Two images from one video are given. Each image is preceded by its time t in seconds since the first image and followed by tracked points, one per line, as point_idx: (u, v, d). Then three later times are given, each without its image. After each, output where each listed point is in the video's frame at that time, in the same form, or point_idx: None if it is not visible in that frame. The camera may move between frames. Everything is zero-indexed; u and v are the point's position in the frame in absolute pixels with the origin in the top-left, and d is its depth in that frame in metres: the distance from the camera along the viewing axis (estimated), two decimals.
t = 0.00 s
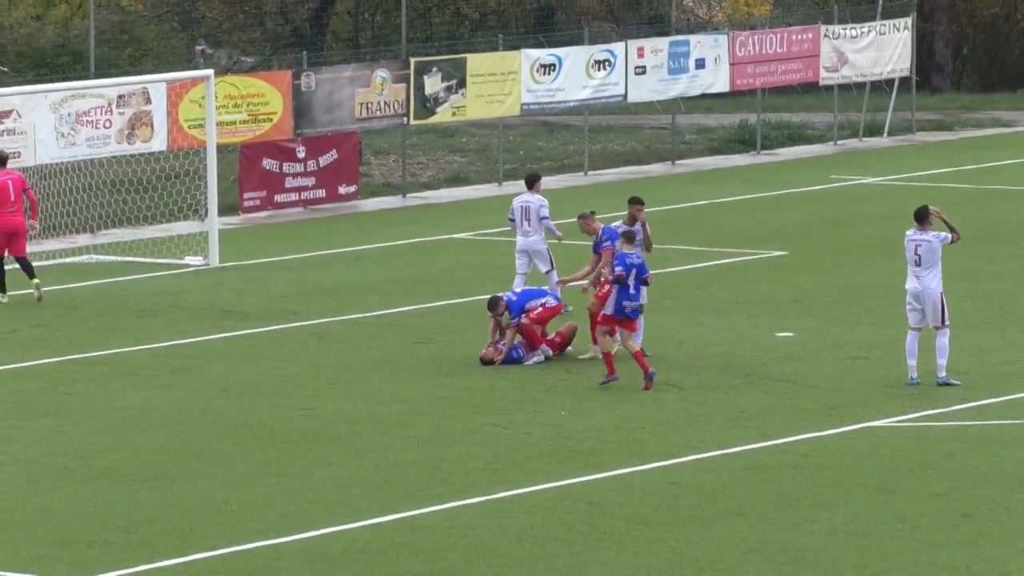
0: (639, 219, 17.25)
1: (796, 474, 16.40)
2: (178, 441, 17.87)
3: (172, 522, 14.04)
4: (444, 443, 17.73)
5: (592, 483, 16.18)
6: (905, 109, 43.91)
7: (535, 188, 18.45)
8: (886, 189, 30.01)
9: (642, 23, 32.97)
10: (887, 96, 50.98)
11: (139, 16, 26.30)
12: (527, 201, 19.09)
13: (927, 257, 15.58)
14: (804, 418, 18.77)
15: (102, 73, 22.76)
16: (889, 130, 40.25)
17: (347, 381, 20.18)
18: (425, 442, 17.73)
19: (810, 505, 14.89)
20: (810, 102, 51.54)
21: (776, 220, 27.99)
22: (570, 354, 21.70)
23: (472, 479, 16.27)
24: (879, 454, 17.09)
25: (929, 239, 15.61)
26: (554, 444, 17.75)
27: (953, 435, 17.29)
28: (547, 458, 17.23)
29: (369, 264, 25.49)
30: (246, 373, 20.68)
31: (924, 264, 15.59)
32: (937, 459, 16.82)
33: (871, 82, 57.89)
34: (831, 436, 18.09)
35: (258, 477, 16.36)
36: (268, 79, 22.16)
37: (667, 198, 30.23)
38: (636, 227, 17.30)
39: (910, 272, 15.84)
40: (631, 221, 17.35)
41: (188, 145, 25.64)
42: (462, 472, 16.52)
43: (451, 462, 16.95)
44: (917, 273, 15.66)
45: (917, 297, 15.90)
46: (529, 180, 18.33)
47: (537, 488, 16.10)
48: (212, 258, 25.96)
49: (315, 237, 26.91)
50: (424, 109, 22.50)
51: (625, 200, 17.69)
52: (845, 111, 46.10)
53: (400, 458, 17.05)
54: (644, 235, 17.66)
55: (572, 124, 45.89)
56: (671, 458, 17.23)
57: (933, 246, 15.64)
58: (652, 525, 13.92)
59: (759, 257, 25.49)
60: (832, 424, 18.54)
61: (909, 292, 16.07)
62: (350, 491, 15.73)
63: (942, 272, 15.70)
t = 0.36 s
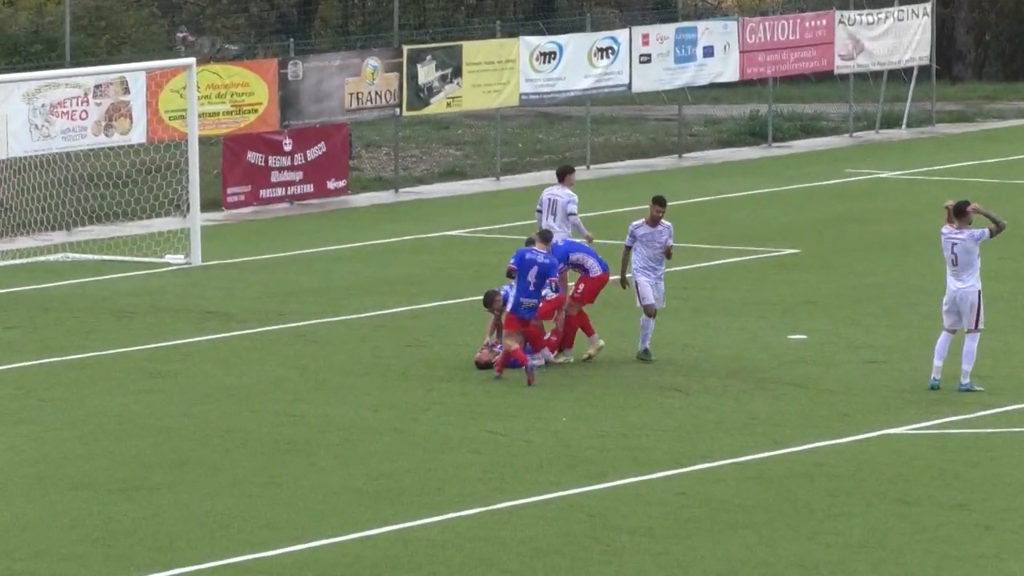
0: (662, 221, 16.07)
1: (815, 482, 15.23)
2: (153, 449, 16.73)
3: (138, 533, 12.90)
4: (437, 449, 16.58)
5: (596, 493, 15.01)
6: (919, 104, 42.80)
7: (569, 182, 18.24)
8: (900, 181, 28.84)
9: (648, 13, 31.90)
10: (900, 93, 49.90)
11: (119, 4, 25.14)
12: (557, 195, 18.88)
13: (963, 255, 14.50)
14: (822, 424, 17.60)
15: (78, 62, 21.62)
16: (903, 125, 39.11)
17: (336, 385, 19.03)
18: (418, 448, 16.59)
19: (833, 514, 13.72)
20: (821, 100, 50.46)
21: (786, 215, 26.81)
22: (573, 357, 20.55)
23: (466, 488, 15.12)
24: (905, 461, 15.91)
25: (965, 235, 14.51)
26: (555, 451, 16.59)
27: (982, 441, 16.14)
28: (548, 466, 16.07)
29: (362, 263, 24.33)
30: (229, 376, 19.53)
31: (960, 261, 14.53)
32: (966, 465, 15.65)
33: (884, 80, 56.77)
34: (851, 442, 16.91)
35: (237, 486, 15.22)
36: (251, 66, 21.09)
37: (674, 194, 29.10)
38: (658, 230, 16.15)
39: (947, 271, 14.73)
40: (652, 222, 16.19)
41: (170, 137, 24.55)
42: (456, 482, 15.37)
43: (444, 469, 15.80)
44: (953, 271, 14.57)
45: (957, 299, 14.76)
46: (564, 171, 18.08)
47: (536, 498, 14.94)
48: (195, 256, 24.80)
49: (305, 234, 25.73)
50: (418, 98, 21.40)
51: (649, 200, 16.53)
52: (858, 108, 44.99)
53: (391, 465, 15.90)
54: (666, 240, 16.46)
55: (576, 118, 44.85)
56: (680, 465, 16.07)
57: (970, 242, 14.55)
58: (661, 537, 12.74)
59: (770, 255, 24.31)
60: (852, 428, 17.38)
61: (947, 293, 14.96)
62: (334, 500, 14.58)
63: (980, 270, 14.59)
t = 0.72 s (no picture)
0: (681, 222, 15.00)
1: (836, 497, 14.15)
2: (127, 457, 15.66)
3: (106, 548, 11.84)
4: (431, 460, 15.53)
5: (598, 510, 13.97)
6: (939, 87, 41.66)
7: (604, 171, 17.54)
8: (914, 176, 27.75)
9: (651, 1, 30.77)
10: (915, 75, 48.75)
11: None
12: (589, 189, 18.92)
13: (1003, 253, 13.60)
14: (840, 433, 16.54)
15: (52, 51, 20.50)
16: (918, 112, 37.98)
17: (325, 390, 17.96)
18: (409, 460, 15.53)
19: (856, 530, 12.69)
20: (838, 77, 49.16)
21: (797, 208, 25.70)
22: (576, 358, 19.48)
23: (461, 505, 14.07)
24: (928, 474, 14.88)
25: (1003, 236, 13.63)
26: (556, 460, 15.54)
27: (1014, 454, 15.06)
28: (548, 478, 15.02)
29: (354, 259, 23.26)
30: (211, 380, 18.45)
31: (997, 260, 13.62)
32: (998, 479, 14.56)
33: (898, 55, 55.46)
34: (871, 453, 15.87)
35: (215, 501, 14.16)
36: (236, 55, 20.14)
37: (681, 186, 28.02)
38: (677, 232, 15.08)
39: (991, 273, 13.97)
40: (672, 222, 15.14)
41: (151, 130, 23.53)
42: (450, 498, 14.32)
43: (436, 484, 14.75)
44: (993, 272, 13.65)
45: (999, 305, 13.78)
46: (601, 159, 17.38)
47: (536, 514, 13.89)
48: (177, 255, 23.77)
49: (294, 230, 24.62)
50: (411, 88, 20.33)
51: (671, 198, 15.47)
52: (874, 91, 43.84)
53: (380, 480, 14.85)
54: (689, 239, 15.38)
55: (579, 105, 43.69)
56: (688, 478, 15.04)
57: (1004, 245, 13.66)
58: (674, 556, 11.68)
59: (782, 252, 23.24)
60: (869, 438, 16.34)
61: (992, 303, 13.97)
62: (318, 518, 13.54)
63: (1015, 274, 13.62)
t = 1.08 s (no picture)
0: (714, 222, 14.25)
1: (859, 521, 13.18)
2: (101, 467, 14.66)
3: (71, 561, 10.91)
4: (425, 471, 14.53)
5: (604, 527, 12.95)
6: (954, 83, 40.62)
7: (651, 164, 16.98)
8: (928, 176, 26.80)
9: None
10: (931, 69, 47.64)
11: None
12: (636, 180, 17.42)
13: None
14: (862, 444, 15.51)
15: (30, 42, 19.59)
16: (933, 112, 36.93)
17: (315, 397, 16.95)
18: (403, 470, 14.52)
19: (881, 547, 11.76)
20: (847, 70, 48.17)
21: (808, 207, 24.73)
22: (582, 363, 18.46)
23: (455, 519, 13.06)
24: (953, 491, 13.94)
25: None
26: (559, 472, 14.52)
27: None
28: (550, 490, 14.01)
29: (349, 261, 22.23)
30: (194, 385, 17.45)
31: None
32: None
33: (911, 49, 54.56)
34: (895, 465, 14.84)
35: (192, 515, 13.16)
36: (222, 46, 19.18)
37: (689, 185, 27.02)
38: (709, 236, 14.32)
39: None
40: (705, 223, 14.39)
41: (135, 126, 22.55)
42: (444, 513, 13.31)
43: (430, 498, 13.74)
44: None
45: None
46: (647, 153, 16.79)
47: (537, 529, 12.88)
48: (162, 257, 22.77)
49: (285, 232, 23.68)
50: (409, 81, 19.42)
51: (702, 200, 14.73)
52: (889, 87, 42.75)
53: (370, 493, 13.84)
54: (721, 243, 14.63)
55: (585, 101, 42.66)
56: (701, 491, 14.02)
57: None
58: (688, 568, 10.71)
59: (795, 253, 22.25)
60: (890, 448, 15.39)
61: None
62: (301, 535, 12.53)
63: None
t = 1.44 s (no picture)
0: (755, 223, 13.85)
1: (872, 532, 12.63)
2: (86, 477, 14.09)
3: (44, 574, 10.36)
4: (424, 480, 13.94)
5: (609, 538, 12.36)
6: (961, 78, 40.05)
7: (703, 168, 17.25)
8: (937, 173, 26.23)
9: None
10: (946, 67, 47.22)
11: None
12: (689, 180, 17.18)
13: None
14: (877, 451, 14.93)
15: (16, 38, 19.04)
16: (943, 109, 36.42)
17: (310, 404, 16.36)
18: (400, 479, 13.94)
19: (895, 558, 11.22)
20: (852, 66, 47.63)
21: (815, 206, 24.17)
22: (587, 369, 17.88)
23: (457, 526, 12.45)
24: (970, 499, 13.39)
25: None
26: (562, 481, 13.93)
27: None
28: (553, 500, 13.41)
29: (346, 263, 21.65)
30: (185, 391, 16.87)
31: None
32: None
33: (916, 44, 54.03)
34: (911, 473, 14.25)
35: (179, 526, 12.59)
36: (215, 42, 18.66)
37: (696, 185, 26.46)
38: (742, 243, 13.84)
39: None
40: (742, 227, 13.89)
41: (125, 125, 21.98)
42: (442, 523, 12.73)
43: (428, 507, 13.16)
44: None
45: None
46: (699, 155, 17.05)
47: (538, 541, 12.29)
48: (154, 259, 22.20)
49: (279, 232, 23.12)
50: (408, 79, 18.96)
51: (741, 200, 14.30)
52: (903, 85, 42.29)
53: (366, 503, 13.25)
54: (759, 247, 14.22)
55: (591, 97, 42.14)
56: (709, 501, 13.44)
57: None
58: None
59: (803, 254, 21.68)
60: (904, 455, 14.83)
61: None
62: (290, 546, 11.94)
63: None
